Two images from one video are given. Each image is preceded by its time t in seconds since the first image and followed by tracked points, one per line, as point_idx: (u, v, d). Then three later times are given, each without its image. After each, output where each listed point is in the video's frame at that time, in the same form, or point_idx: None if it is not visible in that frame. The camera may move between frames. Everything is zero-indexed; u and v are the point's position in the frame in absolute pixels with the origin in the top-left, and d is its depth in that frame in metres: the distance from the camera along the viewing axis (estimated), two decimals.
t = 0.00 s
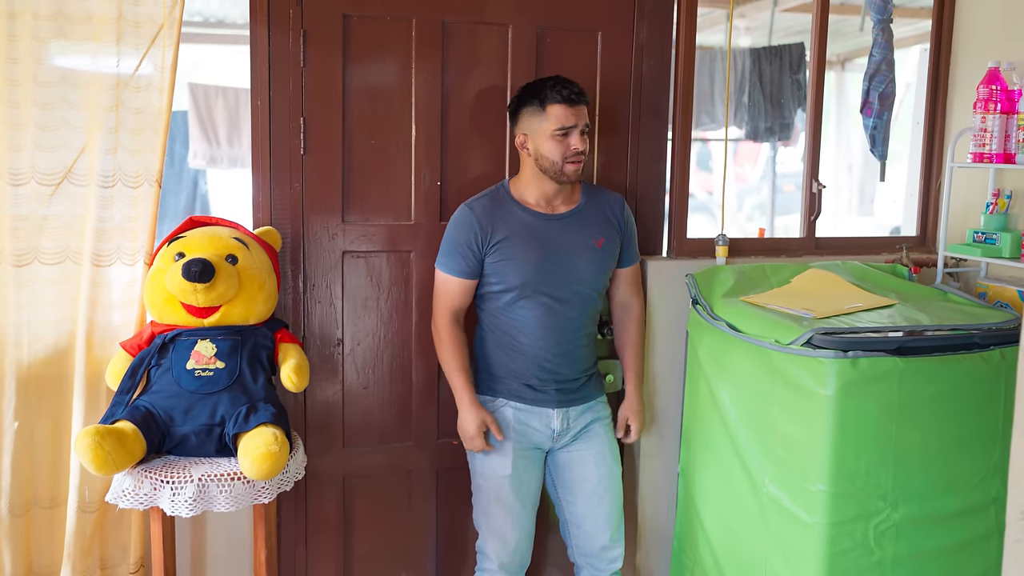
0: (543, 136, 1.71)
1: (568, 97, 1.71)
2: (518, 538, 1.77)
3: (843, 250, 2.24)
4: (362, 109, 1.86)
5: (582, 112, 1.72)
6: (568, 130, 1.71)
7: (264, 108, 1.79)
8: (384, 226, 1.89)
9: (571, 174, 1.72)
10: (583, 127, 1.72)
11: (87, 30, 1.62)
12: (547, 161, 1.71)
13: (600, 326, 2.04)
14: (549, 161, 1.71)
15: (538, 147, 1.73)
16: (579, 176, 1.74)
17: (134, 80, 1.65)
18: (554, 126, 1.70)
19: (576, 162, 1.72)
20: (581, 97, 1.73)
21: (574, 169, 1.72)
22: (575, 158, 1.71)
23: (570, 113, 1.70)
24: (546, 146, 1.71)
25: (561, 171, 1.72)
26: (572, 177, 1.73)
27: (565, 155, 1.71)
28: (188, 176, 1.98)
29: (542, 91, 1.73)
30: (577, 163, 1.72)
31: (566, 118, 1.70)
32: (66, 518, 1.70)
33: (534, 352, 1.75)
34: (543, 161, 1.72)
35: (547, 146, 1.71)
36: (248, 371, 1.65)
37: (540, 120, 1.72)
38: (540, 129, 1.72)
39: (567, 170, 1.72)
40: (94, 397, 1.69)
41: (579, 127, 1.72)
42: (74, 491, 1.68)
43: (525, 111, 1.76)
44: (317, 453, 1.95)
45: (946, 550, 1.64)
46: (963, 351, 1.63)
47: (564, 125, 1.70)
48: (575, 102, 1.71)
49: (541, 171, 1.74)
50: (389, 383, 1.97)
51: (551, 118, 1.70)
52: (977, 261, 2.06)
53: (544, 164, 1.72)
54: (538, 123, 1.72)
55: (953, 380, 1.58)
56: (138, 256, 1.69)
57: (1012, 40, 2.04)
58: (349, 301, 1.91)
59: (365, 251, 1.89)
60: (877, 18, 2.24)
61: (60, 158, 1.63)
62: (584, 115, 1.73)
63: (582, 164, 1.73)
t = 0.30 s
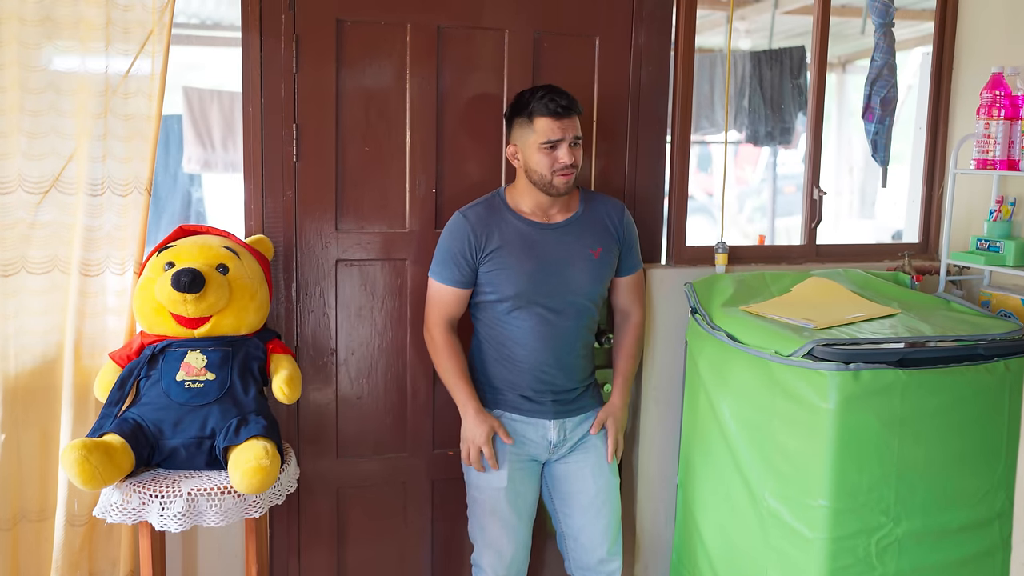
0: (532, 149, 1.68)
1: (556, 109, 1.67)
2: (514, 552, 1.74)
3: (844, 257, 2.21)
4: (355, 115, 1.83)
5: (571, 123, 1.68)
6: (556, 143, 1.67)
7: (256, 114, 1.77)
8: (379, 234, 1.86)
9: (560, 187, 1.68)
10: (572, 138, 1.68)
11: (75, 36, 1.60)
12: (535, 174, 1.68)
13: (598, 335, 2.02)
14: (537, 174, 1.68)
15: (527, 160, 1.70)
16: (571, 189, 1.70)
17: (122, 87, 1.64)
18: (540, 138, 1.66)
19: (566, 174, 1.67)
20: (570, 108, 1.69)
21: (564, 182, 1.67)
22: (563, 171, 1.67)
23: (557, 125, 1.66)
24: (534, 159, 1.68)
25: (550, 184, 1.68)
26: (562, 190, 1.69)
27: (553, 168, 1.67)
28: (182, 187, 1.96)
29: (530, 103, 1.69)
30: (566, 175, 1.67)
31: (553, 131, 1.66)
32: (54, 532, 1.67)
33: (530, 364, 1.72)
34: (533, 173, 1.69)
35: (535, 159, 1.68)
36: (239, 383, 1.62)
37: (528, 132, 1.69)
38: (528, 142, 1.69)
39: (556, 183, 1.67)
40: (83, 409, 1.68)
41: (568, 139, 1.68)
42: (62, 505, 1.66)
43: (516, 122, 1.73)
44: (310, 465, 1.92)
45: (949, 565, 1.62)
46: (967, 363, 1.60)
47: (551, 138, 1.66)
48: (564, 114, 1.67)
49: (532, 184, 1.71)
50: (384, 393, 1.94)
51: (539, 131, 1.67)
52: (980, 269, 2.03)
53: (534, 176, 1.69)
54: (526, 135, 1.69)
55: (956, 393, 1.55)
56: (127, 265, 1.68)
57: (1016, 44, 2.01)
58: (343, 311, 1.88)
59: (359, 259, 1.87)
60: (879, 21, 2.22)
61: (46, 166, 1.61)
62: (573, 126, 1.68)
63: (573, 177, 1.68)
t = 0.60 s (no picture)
0: (523, 167, 1.64)
1: (545, 126, 1.62)
2: (507, 563, 1.71)
3: (843, 262, 2.18)
4: (346, 118, 1.80)
5: (561, 140, 1.62)
6: (546, 161, 1.62)
7: (245, 119, 1.74)
8: (370, 240, 1.84)
9: (552, 205, 1.63)
10: (564, 156, 1.63)
11: (59, 39, 1.58)
12: (527, 193, 1.64)
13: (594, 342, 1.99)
14: (528, 192, 1.64)
15: (519, 178, 1.66)
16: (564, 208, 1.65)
17: (108, 91, 1.62)
18: (530, 156, 1.62)
19: (557, 193, 1.62)
20: (561, 124, 1.63)
21: (555, 201, 1.62)
22: (554, 189, 1.61)
23: (546, 142, 1.61)
24: (525, 177, 1.64)
25: (541, 202, 1.63)
26: (555, 208, 1.64)
27: (543, 187, 1.62)
28: (172, 196, 1.91)
29: (520, 119, 1.65)
30: (557, 193, 1.62)
31: (542, 149, 1.61)
32: (40, 543, 1.66)
33: (520, 375, 1.70)
34: (525, 191, 1.65)
35: (526, 177, 1.64)
36: (227, 393, 1.59)
37: (519, 149, 1.65)
38: (520, 159, 1.65)
39: (548, 202, 1.63)
40: (69, 418, 1.66)
41: (559, 155, 1.62)
42: (47, 517, 1.64)
43: (509, 139, 1.69)
44: (300, 474, 1.89)
45: None
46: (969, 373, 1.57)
47: (540, 156, 1.61)
48: (553, 131, 1.62)
49: (525, 201, 1.67)
50: (377, 401, 1.91)
51: (528, 149, 1.63)
52: (982, 275, 2.00)
53: (525, 194, 1.65)
54: (517, 153, 1.65)
55: (957, 404, 1.52)
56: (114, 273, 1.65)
57: (1017, 46, 1.98)
58: (334, 318, 1.85)
59: (351, 266, 1.84)
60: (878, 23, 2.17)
61: (30, 172, 1.59)
62: (563, 143, 1.63)
63: (565, 195, 1.63)
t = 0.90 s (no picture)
0: (517, 163, 1.63)
1: (541, 123, 1.60)
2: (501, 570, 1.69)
3: (843, 265, 2.16)
4: (340, 121, 1.78)
5: (557, 138, 1.61)
6: (540, 158, 1.60)
7: (236, 121, 1.72)
8: (364, 244, 1.82)
9: (543, 203, 1.61)
10: (559, 154, 1.61)
11: (48, 41, 1.57)
12: (519, 189, 1.63)
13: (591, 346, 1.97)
14: (521, 188, 1.62)
15: (513, 174, 1.64)
16: (558, 207, 1.63)
17: (97, 93, 1.60)
18: (525, 152, 1.61)
19: (550, 190, 1.60)
20: (559, 122, 1.62)
21: (547, 199, 1.61)
22: (547, 187, 1.60)
23: (542, 139, 1.60)
24: (518, 172, 1.63)
25: (533, 199, 1.62)
26: (547, 207, 1.62)
27: (536, 184, 1.60)
28: (167, 200, 1.89)
29: (518, 114, 1.64)
30: (549, 191, 1.60)
31: (537, 145, 1.60)
32: (29, 551, 1.64)
33: (512, 381, 1.68)
34: (517, 187, 1.63)
35: (520, 173, 1.62)
36: (218, 399, 1.57)
37: (515, 145, 1.64)
38: (515, 154, 1.64)
39: (540, 200, 1.61)
40: (58, 424, 1.65)
41: (554, 153, 1.60)
42: (36, 523, 1.63)
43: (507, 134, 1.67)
44: (293, 480, 1.87)
45: None
46: (970, 379, 1.54)
47: (535, 152, 1.60)
48: (550, 128, 1.60)
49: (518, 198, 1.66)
50: (371, 407, 1.89)
51: (524, 145, 1.61)
52: (983, 279, 1.98)
53: (518, 191, 1.63)
54: (513, 148, 1.64)
55: (958, 410, 1.50)
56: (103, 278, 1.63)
57: (1019, 48, 1.96)
58: (327, 323, 1.83)
59: (345, 271, 1.82)
60: (879, 24, 2.15)
61: (17, 176, 1.58)
62: (558, 140, 1.61)
63: (559, 194, 1.61)
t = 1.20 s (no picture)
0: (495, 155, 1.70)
1: (505, 115, 1.64)
2: (500, 568, 1.69)
3: (843, 264, 2.16)
4: (339, 119, 1.78)
5: (516, 130, 1.63)
6: (503, 149, 1.65)
7: (235, 118, 1.71)
8: (364, 243, 1.81)
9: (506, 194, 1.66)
10: (519, 145, 1.63)
11: (46, 39, 1.57)
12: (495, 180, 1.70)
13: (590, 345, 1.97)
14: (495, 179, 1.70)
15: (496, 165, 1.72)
16: (524, 199, 1.65)
17: (96, 91, 1.59)
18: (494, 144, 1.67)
19: (509, 181, 1.64)
20: (522, 112, 1.62)
21: (507, 189, 1.65)
22: (505, 178, 1.64)
23: (504, 131, 1.64)
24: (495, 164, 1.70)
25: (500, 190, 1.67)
26: (512, 197, 1.66)
27: (500, 176, 1.66)
28: (166, 199, 1.89)
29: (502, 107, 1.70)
30: (507, 182, 1.64)
31: (500, 137, 1.65)
32: (28, 549, 1.64)
33: (512, 374, 1.67)
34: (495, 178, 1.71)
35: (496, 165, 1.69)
36: (217, 398, 1.57)
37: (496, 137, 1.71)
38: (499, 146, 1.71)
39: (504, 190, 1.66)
40: (57, 422, 1.65)
41: (514, 144, 1.63)
42: (35, 522, 1.62)
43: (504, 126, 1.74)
44: (292, 478, 1.87)
45: None
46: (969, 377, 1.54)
47: (497, 144, 1.65)
48: (511, 120, 1.63)
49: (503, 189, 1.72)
50: (371, 405, 1.89)
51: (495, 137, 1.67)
52: (983, 277, 1.97)
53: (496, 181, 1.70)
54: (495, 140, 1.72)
55: (958, 409, 1.50)
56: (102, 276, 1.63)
57: (1020, 46, 1.96)
58: (327, 322, 1.83)
59: (345, 269, 1.82)
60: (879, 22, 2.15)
61: (16, 174, 1.58)
62: (520, 133, 1.63)
63: (518, 184, 1.63)
